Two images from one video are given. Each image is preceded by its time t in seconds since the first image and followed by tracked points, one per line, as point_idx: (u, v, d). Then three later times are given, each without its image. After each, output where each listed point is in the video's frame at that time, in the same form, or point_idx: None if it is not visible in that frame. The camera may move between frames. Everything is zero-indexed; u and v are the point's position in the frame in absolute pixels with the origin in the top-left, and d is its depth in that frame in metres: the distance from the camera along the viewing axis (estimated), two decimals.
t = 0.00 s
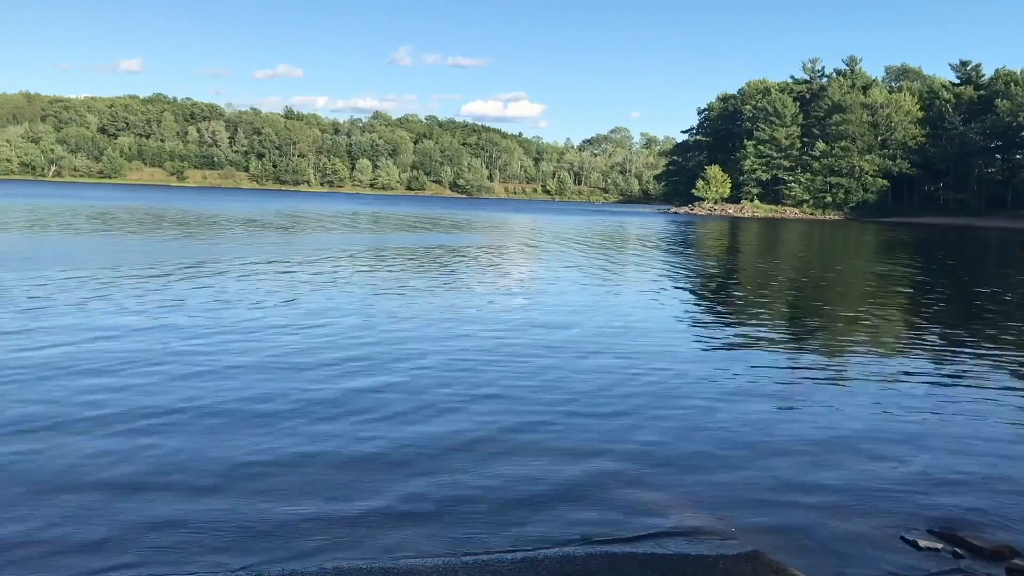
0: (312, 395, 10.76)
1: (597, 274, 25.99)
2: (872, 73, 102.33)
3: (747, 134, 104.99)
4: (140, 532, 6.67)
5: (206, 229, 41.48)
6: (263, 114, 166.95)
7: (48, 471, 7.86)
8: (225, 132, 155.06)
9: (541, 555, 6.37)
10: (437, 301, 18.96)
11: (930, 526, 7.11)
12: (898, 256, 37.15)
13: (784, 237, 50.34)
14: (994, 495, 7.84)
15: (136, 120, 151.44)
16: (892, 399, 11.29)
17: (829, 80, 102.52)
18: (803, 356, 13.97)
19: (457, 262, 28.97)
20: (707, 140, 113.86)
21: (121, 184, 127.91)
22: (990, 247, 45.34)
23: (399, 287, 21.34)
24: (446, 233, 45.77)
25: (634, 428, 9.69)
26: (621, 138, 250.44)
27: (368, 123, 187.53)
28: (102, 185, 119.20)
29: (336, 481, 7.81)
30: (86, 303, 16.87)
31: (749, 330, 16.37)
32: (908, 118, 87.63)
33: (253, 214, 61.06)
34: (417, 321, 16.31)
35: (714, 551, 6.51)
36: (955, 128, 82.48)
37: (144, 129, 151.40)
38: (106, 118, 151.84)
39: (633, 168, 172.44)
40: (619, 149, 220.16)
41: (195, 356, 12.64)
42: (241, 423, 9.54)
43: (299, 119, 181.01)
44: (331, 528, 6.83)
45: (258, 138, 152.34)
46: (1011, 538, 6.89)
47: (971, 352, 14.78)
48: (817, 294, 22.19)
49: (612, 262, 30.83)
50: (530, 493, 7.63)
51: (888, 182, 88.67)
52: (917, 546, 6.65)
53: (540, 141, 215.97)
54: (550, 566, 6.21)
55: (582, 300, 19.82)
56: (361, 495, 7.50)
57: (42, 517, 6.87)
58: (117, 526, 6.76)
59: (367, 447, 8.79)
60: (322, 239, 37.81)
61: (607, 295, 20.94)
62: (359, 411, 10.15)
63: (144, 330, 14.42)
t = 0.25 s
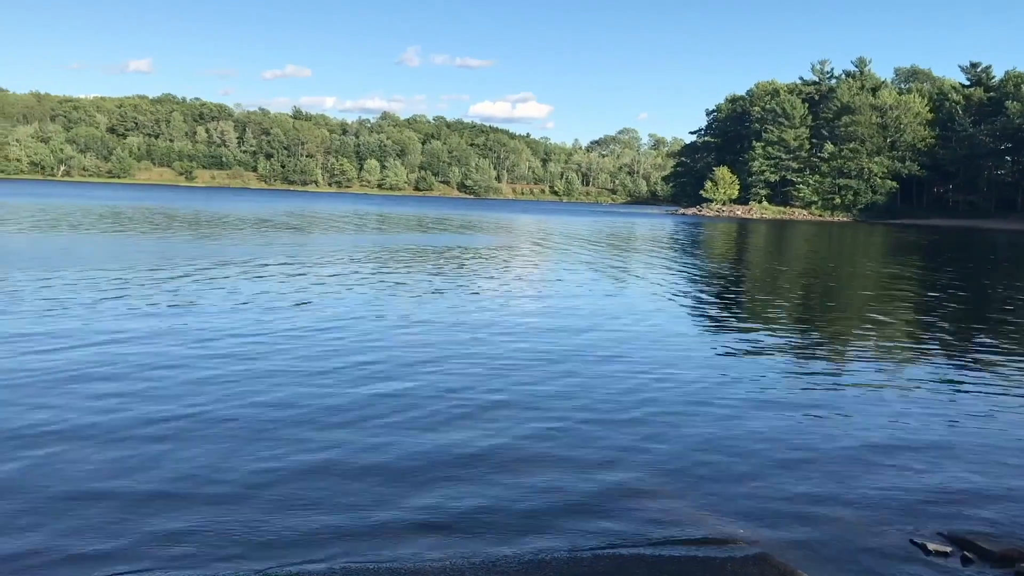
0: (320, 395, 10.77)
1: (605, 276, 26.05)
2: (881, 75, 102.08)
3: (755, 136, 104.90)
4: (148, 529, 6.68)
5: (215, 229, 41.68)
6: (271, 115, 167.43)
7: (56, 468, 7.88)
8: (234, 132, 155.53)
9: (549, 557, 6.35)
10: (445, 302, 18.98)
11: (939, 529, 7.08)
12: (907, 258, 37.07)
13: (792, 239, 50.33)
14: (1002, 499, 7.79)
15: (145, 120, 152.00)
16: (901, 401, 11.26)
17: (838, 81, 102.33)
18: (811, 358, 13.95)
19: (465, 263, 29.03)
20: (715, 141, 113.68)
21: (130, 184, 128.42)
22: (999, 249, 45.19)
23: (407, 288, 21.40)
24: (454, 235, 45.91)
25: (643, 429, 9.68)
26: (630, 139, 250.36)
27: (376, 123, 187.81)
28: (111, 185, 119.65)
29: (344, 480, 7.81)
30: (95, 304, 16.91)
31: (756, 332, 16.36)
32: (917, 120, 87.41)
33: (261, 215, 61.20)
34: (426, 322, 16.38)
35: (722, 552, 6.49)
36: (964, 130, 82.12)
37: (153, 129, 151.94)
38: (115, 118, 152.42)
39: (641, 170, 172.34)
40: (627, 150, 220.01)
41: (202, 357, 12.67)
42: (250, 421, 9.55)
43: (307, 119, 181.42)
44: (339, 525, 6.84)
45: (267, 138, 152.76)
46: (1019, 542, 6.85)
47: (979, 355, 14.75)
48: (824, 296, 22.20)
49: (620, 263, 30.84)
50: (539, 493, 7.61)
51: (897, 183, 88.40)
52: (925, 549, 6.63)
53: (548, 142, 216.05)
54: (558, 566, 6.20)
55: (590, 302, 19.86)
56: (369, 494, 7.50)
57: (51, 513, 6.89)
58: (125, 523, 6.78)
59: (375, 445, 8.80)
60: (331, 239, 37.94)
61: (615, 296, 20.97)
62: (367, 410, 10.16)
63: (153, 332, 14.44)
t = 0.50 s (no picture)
0: (324, 395, 10.76)
1: (609, 276, 26.06)
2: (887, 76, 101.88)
3: (761, 136, 104.80)
4: (152, 527, 6.68)
5: (221, 229, 41.74)
6: (277, 115, 167.64)
7: (60, 466, 7.88)
8: (240, 131, 155.74)
9: (553, 557, 6.35)
10: (450, 303, 18.98)
11: (944, 531, 7.06)
12: (913, 259, 37.00)
13: (797, 240, 50.23)
14: (1007, 501, 7.77)
15: (151, 120, 152.29)
16: (906, 403, 11.22)
17: (845, 81, 102.18)
18: (818, 360, 13.91)
19: (470, 264, 29.05)
20: (721, 141, 113.54)
21: (136, 183, 128.68)
22: (1008, 250, 45.02)
23: (412, 288, 21.43)
24: (460, 235, 45.93)
25: (648, 431, 9.67)
26: (636, 139, 250.15)
27: (382, 123, 187.92)
28: (117, 184, 119.90)
29: (349, 480, 7.81)
30: (99, 304, 16.90)
31: (762, 332, 16.36)
32: (924, 120, 87.24)
33: (266, 214, 61.28)
34: (431, 322, 16.42)
35: (726, 552, 6.49)
36: (971, 130, 81.75)
37: (159, 128, 152.22)
38: (121, 117, 152.72)
39: (646, 170, 172.18)
40: (633, 150, 219.79)
41: (206, 356, 12.66)
42: (254, 421, 9.55)
43: (313, 119, 181.59)
44: (344, 525, 6.84)
45: (273, 138, 152.96)
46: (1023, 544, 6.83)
47: (984, 356, 14.72)
48: (830, 296, 22.19)
49: (625, 263, 30.84)
50: (543, 495, 7.60)
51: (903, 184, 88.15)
52: (930, 550, 6.62)
53: (554, 142, 215.98)
54: (563, 567, 6.19)
55: (595, 302, 19.88)
56: (373, 494, 7.49)
57: (54, 511, 6.89)
58: (129, 521, 6.77)
59: (380, 445, 8.80)
60: (337, 239, 37.97)
61: (619, 297, 21.00)
62: (371, 410, 10.16)
63: (157, 332, 14.43)
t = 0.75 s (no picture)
0: (332, 393, 10.77)
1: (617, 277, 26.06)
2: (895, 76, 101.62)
3: (769, 137, 104.62)
4: (163, 525, 6.69)
5: (229, 229, 41.83)
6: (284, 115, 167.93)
7: (68, 465, 7.89)
8: (247, 132, 156.01)
9: (560, 557, 6.34)
10: (455, 304, 19.03)
11: (954, 533, 7.02)
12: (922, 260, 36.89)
13: (805, 241, 50.13)
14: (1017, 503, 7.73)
15: (159, 120, 152.68)
16: (914, 403, 11.19)
17: (853, 82, 101.96)
18: (825, 360, 13.89)
19: (476, 264, 29.09)
20: (729, 142, 113.35)
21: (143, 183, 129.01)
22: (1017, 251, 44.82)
23: (419, 289, 21.45)
24: (467, 235, 46.00)
25: (655, 430, 9.64)
26: (643, 139, 249.99)
27: (389, 124, 188.14)
28: (126, 184, 120.31)
29: (355, 479, 7.79)
30: (106, 306, 16.95)
31: (770, 333, 16.33)
32: (932, 121, 86.94)
33: (274, 214, 61.40)
34: (438, 322, 16.43)
35: (734, 554, 6.46)
36: (979, 130, 81.23)
37: (166, 129, 152.58)
38: (129, 117, 153.12)
39: (653, 170, 172.02)
40: (640, 150, 219.57)
41: (213, 356, 12.68)
42: (262, 418, 9.58)
43: (320, 119, 181.87)
44: (351, 526, 6.80)
45: (280, 138, 153.23)
46: None
47: (994, 358, 14.64)
48: (838, 297, 22.13)
49: (631, 264, 30.84)
50: (552, 494, 7.59)
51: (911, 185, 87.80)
52: (940, 553, 6.57)
53: (561, 142, 215.93)
54: (571, 568, 6.16)
55: (602, 303, 19.88)
56: (383, 493, 7.48)
57: (65, 510, 6.89)
58: (137, 520, 6.79)
59: (388, 445, 8.79)
60: (345, 239, 38.00)
61: (627, 298, 20.99)
62: (378, 409, 10.16)
63: (163, 333, 14.46)
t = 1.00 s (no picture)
0: (341, 395, 10.83)
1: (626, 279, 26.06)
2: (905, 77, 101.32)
3: (778, 138, 104.44)
4: (172, 529, 6.75)
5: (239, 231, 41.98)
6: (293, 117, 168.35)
7: (79, 469, 7.97)
8: (256, 134, 156.43)
9: (570, 560, 6.34)
10: (463, 304, 19.06)
11: (964, 536, 7.00)
12: (931, 261, 36.76)
13: (814, 242, 50.02)
14: None
15: (169, 122, 153.24)
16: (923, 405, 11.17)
17: (862, 83, 101.72)
18: (834, 361, 13.87)
19: (484, 265, 29.12)
20: (737, 143, 113.21)
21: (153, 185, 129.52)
22: None
23: (428, 290, 21.49)
24: (476, 237, 46.05)
25: (663, 432, 9.66)
26: (652, 141, 249.76)
27: (398, 125, 188.47)
28: (136, 186, 120.89)
29: (363, 482, 7.84)
30: (116, 305, 17.05)
31: (780, 336, 16.27)
32: (942, 122, 86.61)
33: (285, 216, 61.60)
34: (448, 323, 16.46)
35: (744, 557, 6.47)
36: (990, 132, 80.72)
37: (176, 131, 153.11)
38: (139, 119, 153.71)
39: (662, 171, 171.87)
40: (649, 152, 219.43)
41: (221, 356, 12.76)
42: (271, 421, 9.64)
43: (329, 121, 182.29)
44: (359, 528, 6.85)
45: (290, 140, 153.64)
46: None
47: (1005, 360, 14.56)
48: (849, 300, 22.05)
49: (639, 265, 30.84)
50: (559, 496, 7.61)
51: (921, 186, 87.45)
52: (951, 555, 6.55)
53: (570, 144, 215.91)
54: (578, 570, 6.18)
55: (611, 304, 19.89)
56: (391, 496, 7.52)
57: (76, 514, 6.97)
58: (147, 523, 6.85)
59: (398, 448, 8.82)
60: (354, 241, 38.05)
61: (636, 299, 20.99)
62: (387, 410, 10.20)
63: (171, 331, 14.56)
